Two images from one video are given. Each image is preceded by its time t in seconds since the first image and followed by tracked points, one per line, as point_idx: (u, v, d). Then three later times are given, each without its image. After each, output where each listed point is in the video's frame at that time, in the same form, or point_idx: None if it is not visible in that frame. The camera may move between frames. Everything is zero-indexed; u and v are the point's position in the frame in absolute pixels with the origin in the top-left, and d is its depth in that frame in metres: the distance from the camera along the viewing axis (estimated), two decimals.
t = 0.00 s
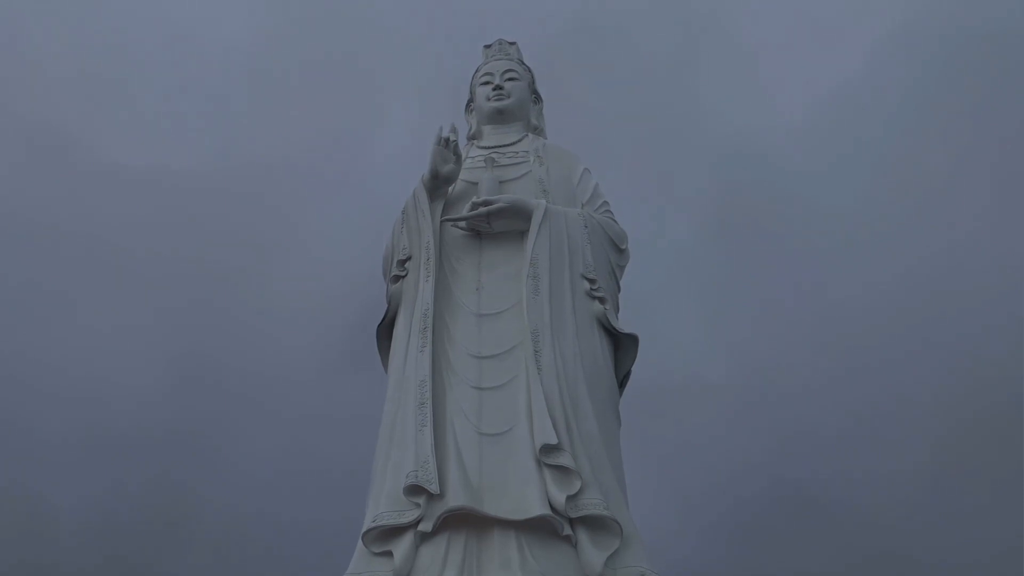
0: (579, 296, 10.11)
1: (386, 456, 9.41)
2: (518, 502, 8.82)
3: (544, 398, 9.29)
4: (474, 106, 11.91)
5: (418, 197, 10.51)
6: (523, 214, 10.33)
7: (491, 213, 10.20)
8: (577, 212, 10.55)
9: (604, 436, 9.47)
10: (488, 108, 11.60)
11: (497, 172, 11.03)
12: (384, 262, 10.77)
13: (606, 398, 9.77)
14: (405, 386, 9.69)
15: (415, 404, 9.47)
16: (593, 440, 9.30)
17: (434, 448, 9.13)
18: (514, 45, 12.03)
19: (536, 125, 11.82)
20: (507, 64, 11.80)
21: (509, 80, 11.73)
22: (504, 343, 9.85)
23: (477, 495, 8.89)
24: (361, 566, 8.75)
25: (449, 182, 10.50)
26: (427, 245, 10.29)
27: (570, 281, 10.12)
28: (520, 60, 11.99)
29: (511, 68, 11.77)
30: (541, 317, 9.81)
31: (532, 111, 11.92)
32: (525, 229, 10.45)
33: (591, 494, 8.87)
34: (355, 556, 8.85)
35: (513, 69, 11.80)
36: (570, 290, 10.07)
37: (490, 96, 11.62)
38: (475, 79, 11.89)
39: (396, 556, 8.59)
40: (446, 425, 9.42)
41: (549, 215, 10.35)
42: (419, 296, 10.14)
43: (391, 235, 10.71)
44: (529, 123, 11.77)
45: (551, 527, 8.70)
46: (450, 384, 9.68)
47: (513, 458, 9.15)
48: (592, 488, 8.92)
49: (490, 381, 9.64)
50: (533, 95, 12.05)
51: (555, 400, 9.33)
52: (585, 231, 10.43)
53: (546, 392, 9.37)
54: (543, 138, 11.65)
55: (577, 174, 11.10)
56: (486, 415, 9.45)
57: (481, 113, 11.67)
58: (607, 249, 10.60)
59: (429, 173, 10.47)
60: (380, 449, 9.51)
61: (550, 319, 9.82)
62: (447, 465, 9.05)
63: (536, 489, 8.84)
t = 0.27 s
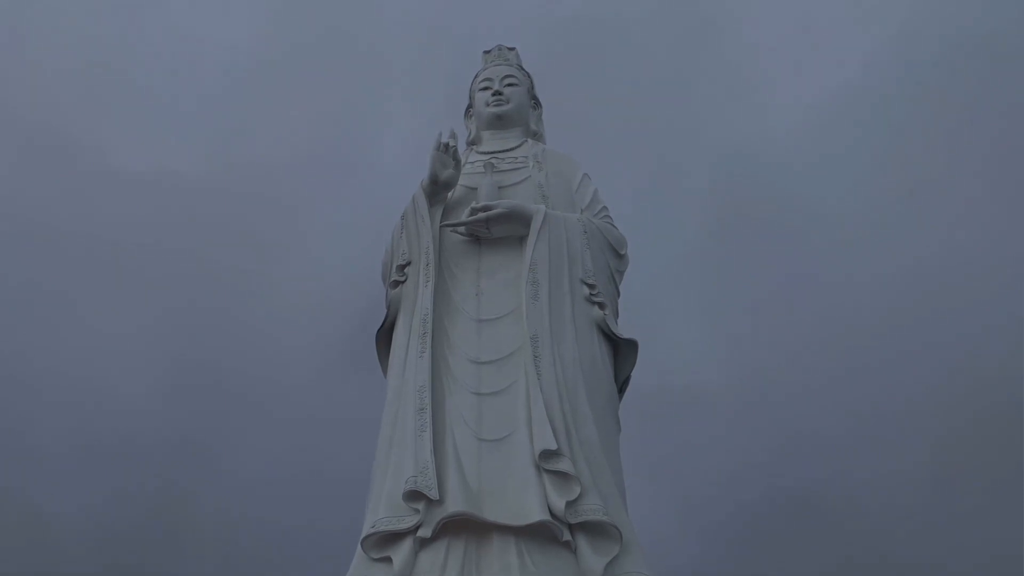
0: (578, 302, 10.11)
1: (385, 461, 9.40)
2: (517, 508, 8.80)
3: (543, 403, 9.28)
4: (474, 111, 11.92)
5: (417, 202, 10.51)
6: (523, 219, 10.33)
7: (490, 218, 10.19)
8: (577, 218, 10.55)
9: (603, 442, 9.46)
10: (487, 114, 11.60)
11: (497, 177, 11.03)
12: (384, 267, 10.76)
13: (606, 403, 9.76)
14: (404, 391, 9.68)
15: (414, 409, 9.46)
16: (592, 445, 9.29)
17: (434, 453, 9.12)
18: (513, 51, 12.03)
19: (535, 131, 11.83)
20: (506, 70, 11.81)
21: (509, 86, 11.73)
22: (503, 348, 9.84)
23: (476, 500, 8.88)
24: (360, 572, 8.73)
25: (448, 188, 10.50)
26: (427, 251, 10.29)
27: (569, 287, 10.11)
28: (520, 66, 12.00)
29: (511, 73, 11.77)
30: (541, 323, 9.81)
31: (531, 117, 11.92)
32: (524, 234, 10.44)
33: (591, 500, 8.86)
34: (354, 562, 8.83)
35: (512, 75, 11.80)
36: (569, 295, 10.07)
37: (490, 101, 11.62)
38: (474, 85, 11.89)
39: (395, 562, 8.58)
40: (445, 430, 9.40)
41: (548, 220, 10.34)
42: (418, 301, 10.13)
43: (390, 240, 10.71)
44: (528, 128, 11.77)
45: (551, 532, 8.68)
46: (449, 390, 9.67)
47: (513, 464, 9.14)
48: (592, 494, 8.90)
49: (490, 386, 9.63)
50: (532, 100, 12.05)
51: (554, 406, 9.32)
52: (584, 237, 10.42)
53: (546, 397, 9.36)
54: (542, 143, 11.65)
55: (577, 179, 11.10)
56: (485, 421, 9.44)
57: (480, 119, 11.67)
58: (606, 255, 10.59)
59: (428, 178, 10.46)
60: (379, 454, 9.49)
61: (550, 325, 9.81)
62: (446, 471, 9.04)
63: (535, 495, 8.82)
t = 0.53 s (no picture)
0: (578, 306, 10.10)
1: (384, 466, 9.39)
2: (516, 513, 8.79)
3: (543, 408, 9.27)
4: (473, 116, 11.91)
5: (416, 207, 10.51)
6: (522, 224, 10.32)
7: (489, 223, 10.19)
8: (576, 222, 10.55)
9: (603, 447, 9.45)
10: (487, 119, 11.60)
11: (496, 182, 11.03)
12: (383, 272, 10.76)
13: (605, 408, 9.75)
14: (403, 396, 9.67)
15: (414, 414, 9.45)
16: (591, 450, 9.28)
17: (433, 458, 9.11)
18: (512, 55, 12.03)
19: (534, 136, 11.83)
20: (506, 75, 11.81)
21: (508, 91, 11.73)
22: (503, 353, 9.84)
23: (475, 505, 8.87)
24: None
25: (447, 193, 10.50)
26: (426, 255, 10.29)
27: (568, 291, 10.11)
28: (519, 70, 11.99)
29: (510, 78, 11.77)
30: (540, 327, 9.80)
31: (530, 121, 11.92)
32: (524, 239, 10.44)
33: (591, 504, 8.84)
34: (353, 568, 8.82)
35: (511, 80, 11.80)
36: (568, 300, 10.06)
37: (489, 106, 11.62)
38: (473, 89, 11.89)
39: (394, 567, 8.56)
40: (444, 435, 9.40)
41: (548, 225, 10.34)
42: (417, 306, 10.12)
43: (389, 245, 10.70)
44: (528, 133, 11.77)
45: (551, 537, 8.67)
46: (449, 394, 9.66)
47: (512, 469, 9.13)
48: (591, 499, 8.89)
49: (489, 391, 9.63)
50: (531, 104, 12.05)
51: (554, 411, 9.31)
52: (584, 241, 10.42)
53: (545, 402, 9.35)
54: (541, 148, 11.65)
55: (576, 184, 11.10)
56: (485, 425, 9.44)
57: (479, 124, 11.67)
58: (606, 259, 10.59)
59: (428, 183, 10.47)
60: (378, 458, 9.48)
61: (549, 330, 9.80)
62: (445, 475, 9.03)
63: (535, 500, 8.81)
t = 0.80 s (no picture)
0: (577, 310, 10.10)
1: (384, 470, 9.38)
2: (516, 517, 8.79)
3: (542, 412, 9.27)
4: (472, 120, 11.91)
5: (416, 211, 10.51)
6: (522, 228, 10.32)
7: (488, 227, 10.18)
8: (575, 226, 10.54)
9: (603, 451, 9.44)
10: (486, 123, 11.60)
11: (495, 186, 11.03)
12: (383, 276, 10.76)
13: (605, 412, 9.74)
14: (402, 400, 9.66)
15: (413, 418, 9.44)
16: (591, 453, 9.28)
17: (432, 462, 9.10)
18: (511, 60, 12.03)
19: (533, 140, 11.83)
20: (505, 79, 11.80)
21: (507, 95, 11.73)
22: (502, 357, 9.83)
23: (475, 509, 8.86)
24: None
25: (447, 197, 10.51)
26: (425, 259, 10.28)
27: (568, 295, 10.11)
28: (518, 75, 11.99)
29: (509, 83, 11.77)
30: (539, 332, 9.80)
31: (530, 126, 11.92)
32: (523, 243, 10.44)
33: (590, 509, 8.84)
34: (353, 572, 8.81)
35: (510, 84, 11.80)
36: (568, 304, 10.06)
37: (488, 110, 11.62)
38: (473, 94, 11.90)
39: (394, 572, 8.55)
40: (444, 439, 9.39)
41: (547, 229, 10.34)
42: (417, 310, 10.12)
43: (389, 249, 10.70)
44: (527, 137, 11.77)
45: (550, 541, 8.66)
46: (448, 399, 9.66)
47: (511, 473, 9.12)
48: (591, 503, 8.88)
49: (488, 395, 9.62)
50: (531, 109, 12.05)
51: (553, 415, 9.30)
52: (583, 246, 10.42)
53: (544, 406, 9.35)
54: (540, 152, 11.65)
55: (575, 188, 11.10)
56: (484, 430, 9.43)
57: (478, 128, 11.67)
58: (605, 263, 10.58)
59: (427, 187, 10.47)
60: (378, 463, 9.48)
61: (549, 334, 9.80)
62: (444, 479, 9.02)
63: (534, 504, 8.80)
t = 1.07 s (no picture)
0: (576, 314, 10.09)
1: (383, 474, 9.37)
2: (515, 521, 8.78)
3: (541, 416, 9.26)
4: (471, 124, 11.91)
5: (415, 215, 10.51)
6: (521, 231, 10.31)
7: (487, 230, 10.18)
8: (574, 230, 10.54)
9: (602, 454, 9.43)
10: (485, 127, 11.60)
11: (495, 190, 11.03)
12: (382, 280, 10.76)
13: (604, 416, 9.74)
14: (402, 404, 9.66)
15: (412, 421, 9.43)
16: (590, 457, 9.27)
17: (431, 466, 9.10)
18: (510, 64, 12.03)
19: (532, 144, 11.83)
20: (504, 83, 11.81)
21: (506, 99, 11.73)
22: (501, 361, 9.83)
23: (474, 513, 8.85)
24: None
25: (446, 201, 10.51)
26: (424, 263, 10.28)
27: (567, 299, 10.10)
28: (517, 79, 12.00)
29: (508, 87, 11.77)
30: (538, 335, 9.79)
31: (529, 129, 11.92)
32: (522, 247, 10.43)
33: (589, 513, 8.83)
34: None
35: (509, 88, 11.80)
36: (567, 307, 10.05)
37: (487, 114, 11.63)
38: (472, 98, 11.90)
39: None
40: (443, 443, 9.38)
41: (546, 232, 10.34)
42: (416, 313, 10.11)
43: (388, 253, 10.70)
44: (526, 141, 11.77)
45: (549, 545, 8.65)
46: (447, 402, 9.65)
47: (511, 477, 9.11)
48: (590, 506, 8.88)
49: (488, 399, 9.62)
50: (530, 113, 12.05)
51: (553, 418, 9.30)
52: (582, 249, 10.42)
53: (544, 409, 9.35)
54: (540, 156, 11.65)
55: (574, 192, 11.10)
56: (483, 433, 9.42)
57: (478, 132, 11.67)
58: (604, 267, 10.58)
59: (426, 191, 10.47)
60: (377, 466, 9.47)
61: (548, 337, 9.79)
62: (444, 483, 9.01)
63: (534, 508, 8.79)
